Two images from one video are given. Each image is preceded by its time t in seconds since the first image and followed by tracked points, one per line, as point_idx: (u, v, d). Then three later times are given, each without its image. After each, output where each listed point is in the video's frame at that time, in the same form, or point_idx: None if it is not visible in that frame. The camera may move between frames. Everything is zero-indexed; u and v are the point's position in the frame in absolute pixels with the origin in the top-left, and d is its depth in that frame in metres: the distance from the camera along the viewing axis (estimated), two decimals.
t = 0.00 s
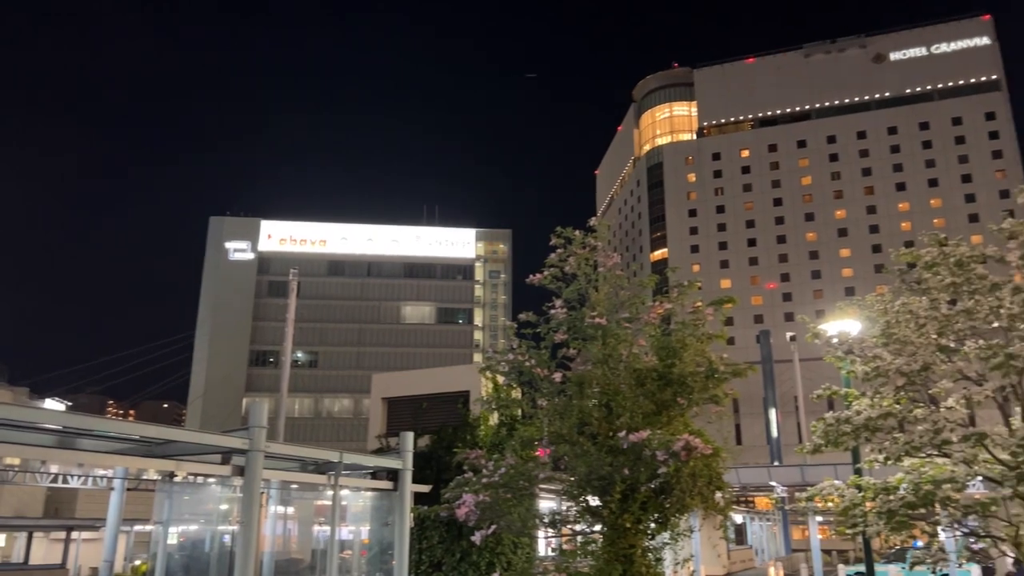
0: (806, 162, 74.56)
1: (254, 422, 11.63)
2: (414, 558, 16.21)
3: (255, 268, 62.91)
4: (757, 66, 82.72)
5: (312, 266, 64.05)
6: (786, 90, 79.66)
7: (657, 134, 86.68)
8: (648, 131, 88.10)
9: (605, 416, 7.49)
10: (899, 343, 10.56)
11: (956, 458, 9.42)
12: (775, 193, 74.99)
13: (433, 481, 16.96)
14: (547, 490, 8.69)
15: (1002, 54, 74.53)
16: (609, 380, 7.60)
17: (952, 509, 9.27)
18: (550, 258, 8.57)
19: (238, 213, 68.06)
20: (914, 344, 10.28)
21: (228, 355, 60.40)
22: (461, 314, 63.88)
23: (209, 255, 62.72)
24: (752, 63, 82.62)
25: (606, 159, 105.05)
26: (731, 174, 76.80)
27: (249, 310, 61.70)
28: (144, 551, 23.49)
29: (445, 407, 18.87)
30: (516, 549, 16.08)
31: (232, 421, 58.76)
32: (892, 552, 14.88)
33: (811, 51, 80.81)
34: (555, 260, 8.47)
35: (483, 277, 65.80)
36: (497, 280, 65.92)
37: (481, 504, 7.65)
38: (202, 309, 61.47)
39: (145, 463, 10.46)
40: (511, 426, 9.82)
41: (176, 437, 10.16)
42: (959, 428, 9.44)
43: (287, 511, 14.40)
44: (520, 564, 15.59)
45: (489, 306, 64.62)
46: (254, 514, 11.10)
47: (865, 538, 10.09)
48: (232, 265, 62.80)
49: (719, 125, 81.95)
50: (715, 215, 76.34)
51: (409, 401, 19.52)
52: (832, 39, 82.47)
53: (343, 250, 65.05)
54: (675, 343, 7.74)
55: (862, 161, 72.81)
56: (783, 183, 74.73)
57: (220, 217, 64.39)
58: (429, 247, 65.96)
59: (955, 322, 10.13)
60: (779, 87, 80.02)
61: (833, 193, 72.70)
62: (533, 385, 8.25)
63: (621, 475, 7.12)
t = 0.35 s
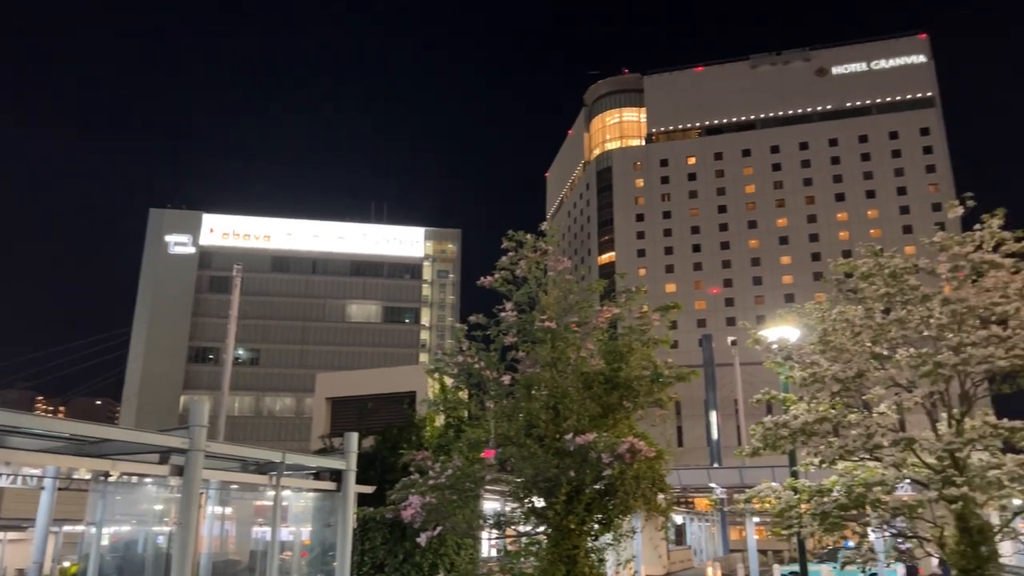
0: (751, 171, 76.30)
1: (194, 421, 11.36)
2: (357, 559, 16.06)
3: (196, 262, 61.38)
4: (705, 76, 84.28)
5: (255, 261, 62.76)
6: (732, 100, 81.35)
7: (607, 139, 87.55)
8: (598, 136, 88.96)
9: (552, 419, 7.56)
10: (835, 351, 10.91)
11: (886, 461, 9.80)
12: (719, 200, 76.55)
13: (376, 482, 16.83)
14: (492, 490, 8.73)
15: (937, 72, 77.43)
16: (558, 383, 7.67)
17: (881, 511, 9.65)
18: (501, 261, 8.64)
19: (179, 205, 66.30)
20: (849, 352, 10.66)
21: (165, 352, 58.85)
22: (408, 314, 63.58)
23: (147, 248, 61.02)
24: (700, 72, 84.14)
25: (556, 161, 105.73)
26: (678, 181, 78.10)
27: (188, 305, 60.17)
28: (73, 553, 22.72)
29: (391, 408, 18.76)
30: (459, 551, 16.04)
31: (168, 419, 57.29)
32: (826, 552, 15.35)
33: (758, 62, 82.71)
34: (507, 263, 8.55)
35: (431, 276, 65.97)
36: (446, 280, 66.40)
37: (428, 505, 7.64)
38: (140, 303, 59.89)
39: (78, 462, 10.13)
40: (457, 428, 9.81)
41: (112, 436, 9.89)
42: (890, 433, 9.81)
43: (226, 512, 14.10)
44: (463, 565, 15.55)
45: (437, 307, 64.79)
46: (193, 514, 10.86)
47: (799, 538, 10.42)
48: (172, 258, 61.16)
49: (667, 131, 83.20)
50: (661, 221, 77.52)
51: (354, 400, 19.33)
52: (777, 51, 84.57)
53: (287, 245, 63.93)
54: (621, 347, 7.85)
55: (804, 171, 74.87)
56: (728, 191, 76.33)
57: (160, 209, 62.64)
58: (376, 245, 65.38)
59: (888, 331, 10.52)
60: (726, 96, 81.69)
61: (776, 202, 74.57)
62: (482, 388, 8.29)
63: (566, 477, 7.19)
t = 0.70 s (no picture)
0: (690, 177, 77.93)
1: (125, 416, 11.04)
2: (290, 558, 15.86)
3: (126, 253, 59.39)
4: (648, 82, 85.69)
5: (190, 253, 60.97)
6: (674, 107, 82.94)
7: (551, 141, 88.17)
8: (542, 137, 89.50)
9: (494, 417, 7.63)
10: (767, 355, 11.29)
11: (813, 462, 10.20)
12: (660, 205, 77.95)
13: (313, 480, 16.63)
14: (432, 488, 8.74)
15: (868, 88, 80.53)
16: (501, 382, 7.76)
17: (805, 510, 10.05)
18: (447, 260, 8.70)
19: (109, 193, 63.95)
20: (780, 356, 11.05)
21: (91, 345, 56.76)
22: (346, 310, 62.88)
23: (74, 237, 58.70)
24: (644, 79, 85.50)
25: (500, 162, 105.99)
26: (620, 185, 79.19)
27: (117, 297, 58.16)
28: None
29: (328, 405, 18.57)
30: (395, 549, 15.97)
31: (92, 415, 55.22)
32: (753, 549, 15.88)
33: (699, 71, 84.54)
34: (453, 263, 8.61)
35: (371, 273, 66.24)
36: (386, 278, 66.69)
37: (368, 503, 7.61)
38: (65, 293, 57.58)
39: None
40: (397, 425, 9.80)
41: (36, 431, 9.53)
42: (816, 434, 10.21)
43: (153, 510, 13.77)
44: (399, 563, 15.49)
45: (376, 304, 65.26)
46: (121, 511, 10.56)
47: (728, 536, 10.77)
48: (100, 248, 58.98)
49: (610, 136, 84.26)
50: (603, 224, 78.49)
51: (291, 397, 19.07)
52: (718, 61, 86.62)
53: (223, 238, 62.39)
54: (563, 347, 7.98)
55: (741, 180, 76.86)
56: (668, 196, 77.79)
57: (89, 196, 60.31)
58: (315, 240, 64.44)
59: (817, 337, 10.96)
60: (668, 103, 83.25)
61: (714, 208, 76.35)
62: (424, 386, 8.30)
63: (507, 475, 7.26)
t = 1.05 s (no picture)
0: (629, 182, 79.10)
1: (46, 411, 10.64)
2: (217, 559, 15.51)
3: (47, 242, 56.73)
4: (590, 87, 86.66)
5: (117, 244, 58.75)
6: (615, 112, 84.08)
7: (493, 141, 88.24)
8: (484, 138, 89.50)
9: (433, 417, 7.64)
10: (699, 358, 11.57)
11: (740, 463, 10.50)
12: (599, 209, 78.94)
13: (243, 480, 16.29)
14: (367, 487, 8.68)
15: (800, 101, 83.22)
16: (440, 382, 7.75)
17: (732, 510, 10.35)
18: (388, 259, 8.67)
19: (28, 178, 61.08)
20: (711, 360, 11.36)
21: (7, 336, 54.05)
22: (279, 306, 61.36)
23: None
24: (586, 83, 86.43)
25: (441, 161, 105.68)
26: (560, 188, 79.87)
27: (37, 287, 55.63)
28: None
29: (261, 403, 18.24)
30: (326, 550, 15.72)
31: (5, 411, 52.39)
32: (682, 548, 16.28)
33: (640, 78, 85.99)
34: (394, 262, 8.60)
35: (306, 269, 65.93)
36: (321, 274, 66.75)
37: (301, 502, 7.50)
38: None
39: None
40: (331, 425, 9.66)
41: None
42: (744, 436, 10.54)
43: (71, 510, 13.23)
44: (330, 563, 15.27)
45: (311, 301, 65.67)
46: (39, 511, 10.17)
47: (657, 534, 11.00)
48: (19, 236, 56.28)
49: (552, 138, 84.87)
50: (543, 226, 79.06)
51: (223, 393, 18.65)
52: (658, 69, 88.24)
53: (151, 229, 60.57)
54: (502, 348, 8.03)
55: (678, 187, 78.44)
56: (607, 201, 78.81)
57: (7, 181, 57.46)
58: (249, 234, 63.00)
59: (748, 342, 11.31)
60: (609, 108, 84.36)
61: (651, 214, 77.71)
62: (361, 386, 8.25)
63: (444, 474, 7.27)
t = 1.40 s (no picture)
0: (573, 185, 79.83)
1: None
2: (144, 560, 15.07)
3: None
4: (537, 89, 87.09)
5: (44, 233, 56.44)
6: (561, 115, 84.70)
7: (438, 139, 87.86)
8: (430, 136, 88.93)
9: (372, 418, 7.60)
10: (637, 361, 11.78)
11: (674, 465, 10.74)
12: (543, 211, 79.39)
13: (173, 480, 15.88)
14: (303, 488, 8.55)
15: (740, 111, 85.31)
16: (379, 382, 7.70)
17: (666, 510, 10.57)
18: (328, 257, 8.59)
19: None
20: (649, 363, 11.59)
21: None
22: (214, 302, 60.21)
23: None
24: (532, 85, 86.81)
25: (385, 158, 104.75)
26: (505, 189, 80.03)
27: None
28: None
29: (193, 400, 17.78)
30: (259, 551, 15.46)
31: None
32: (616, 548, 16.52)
33: (586, 83, 86.93)
34: (335, 261, 8.52)
35: (244, 264, 65.49)
36: (259, 269, 66.29)
37: (235, 503, 7.35)
38: None
39: None
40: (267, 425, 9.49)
41: None
42: (679, 438, 10.78)
43: None
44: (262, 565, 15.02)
45: (248, 297, 64.97)
46: None
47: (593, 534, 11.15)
48: None
49: (498, 139, 84.95)
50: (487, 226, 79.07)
51: (154, 390, 18.12)
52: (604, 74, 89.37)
53: (80, 219, 58.32)
54: (444, 348, 8.02)
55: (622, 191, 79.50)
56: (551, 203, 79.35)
57: None
58: (184, 227, 61.46)
59: (684, 346, 11.56)
60: (555, 111, 84.97)
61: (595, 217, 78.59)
62: (299, 385, 8.14)
63: (381, 476, 7.20)
